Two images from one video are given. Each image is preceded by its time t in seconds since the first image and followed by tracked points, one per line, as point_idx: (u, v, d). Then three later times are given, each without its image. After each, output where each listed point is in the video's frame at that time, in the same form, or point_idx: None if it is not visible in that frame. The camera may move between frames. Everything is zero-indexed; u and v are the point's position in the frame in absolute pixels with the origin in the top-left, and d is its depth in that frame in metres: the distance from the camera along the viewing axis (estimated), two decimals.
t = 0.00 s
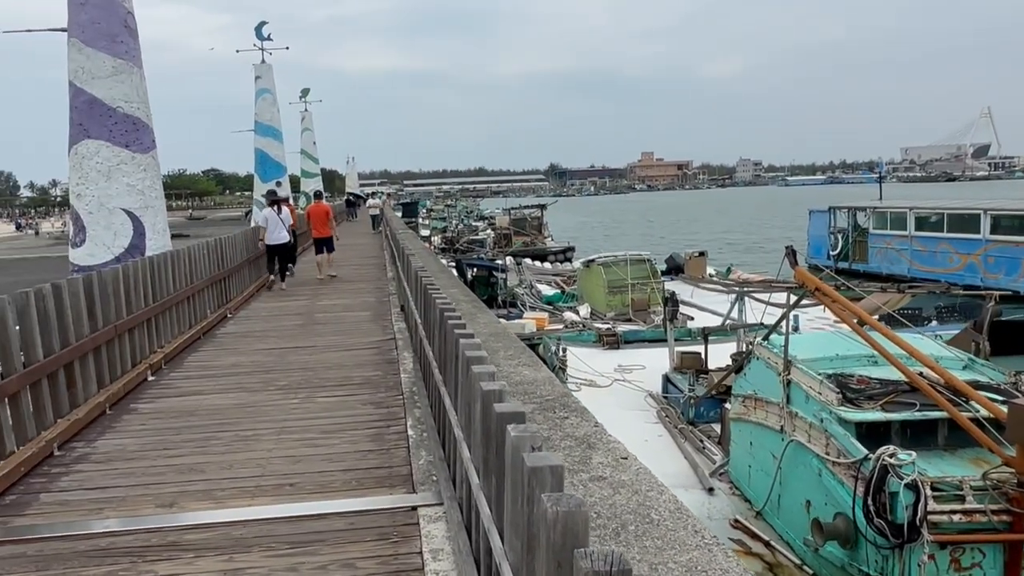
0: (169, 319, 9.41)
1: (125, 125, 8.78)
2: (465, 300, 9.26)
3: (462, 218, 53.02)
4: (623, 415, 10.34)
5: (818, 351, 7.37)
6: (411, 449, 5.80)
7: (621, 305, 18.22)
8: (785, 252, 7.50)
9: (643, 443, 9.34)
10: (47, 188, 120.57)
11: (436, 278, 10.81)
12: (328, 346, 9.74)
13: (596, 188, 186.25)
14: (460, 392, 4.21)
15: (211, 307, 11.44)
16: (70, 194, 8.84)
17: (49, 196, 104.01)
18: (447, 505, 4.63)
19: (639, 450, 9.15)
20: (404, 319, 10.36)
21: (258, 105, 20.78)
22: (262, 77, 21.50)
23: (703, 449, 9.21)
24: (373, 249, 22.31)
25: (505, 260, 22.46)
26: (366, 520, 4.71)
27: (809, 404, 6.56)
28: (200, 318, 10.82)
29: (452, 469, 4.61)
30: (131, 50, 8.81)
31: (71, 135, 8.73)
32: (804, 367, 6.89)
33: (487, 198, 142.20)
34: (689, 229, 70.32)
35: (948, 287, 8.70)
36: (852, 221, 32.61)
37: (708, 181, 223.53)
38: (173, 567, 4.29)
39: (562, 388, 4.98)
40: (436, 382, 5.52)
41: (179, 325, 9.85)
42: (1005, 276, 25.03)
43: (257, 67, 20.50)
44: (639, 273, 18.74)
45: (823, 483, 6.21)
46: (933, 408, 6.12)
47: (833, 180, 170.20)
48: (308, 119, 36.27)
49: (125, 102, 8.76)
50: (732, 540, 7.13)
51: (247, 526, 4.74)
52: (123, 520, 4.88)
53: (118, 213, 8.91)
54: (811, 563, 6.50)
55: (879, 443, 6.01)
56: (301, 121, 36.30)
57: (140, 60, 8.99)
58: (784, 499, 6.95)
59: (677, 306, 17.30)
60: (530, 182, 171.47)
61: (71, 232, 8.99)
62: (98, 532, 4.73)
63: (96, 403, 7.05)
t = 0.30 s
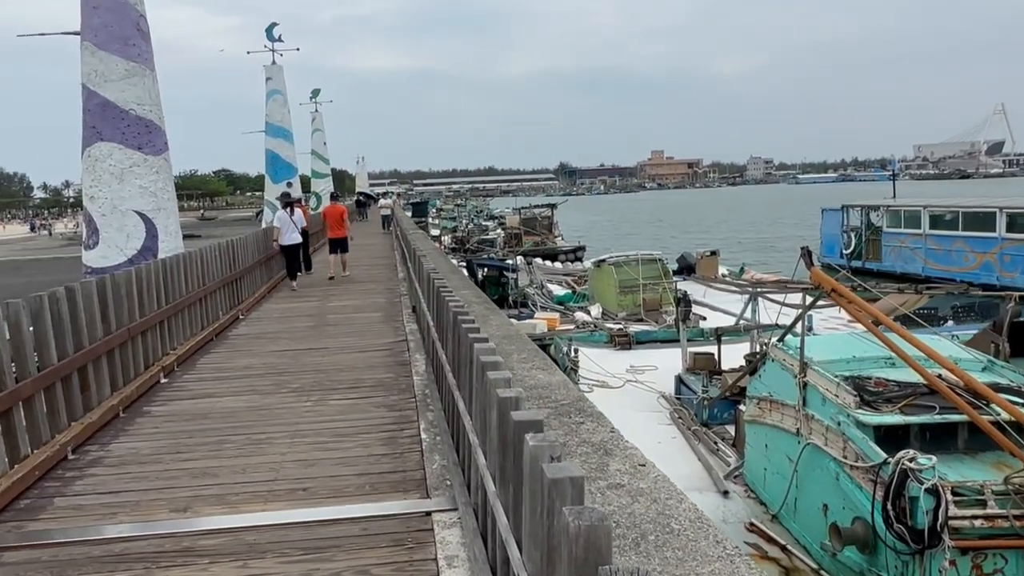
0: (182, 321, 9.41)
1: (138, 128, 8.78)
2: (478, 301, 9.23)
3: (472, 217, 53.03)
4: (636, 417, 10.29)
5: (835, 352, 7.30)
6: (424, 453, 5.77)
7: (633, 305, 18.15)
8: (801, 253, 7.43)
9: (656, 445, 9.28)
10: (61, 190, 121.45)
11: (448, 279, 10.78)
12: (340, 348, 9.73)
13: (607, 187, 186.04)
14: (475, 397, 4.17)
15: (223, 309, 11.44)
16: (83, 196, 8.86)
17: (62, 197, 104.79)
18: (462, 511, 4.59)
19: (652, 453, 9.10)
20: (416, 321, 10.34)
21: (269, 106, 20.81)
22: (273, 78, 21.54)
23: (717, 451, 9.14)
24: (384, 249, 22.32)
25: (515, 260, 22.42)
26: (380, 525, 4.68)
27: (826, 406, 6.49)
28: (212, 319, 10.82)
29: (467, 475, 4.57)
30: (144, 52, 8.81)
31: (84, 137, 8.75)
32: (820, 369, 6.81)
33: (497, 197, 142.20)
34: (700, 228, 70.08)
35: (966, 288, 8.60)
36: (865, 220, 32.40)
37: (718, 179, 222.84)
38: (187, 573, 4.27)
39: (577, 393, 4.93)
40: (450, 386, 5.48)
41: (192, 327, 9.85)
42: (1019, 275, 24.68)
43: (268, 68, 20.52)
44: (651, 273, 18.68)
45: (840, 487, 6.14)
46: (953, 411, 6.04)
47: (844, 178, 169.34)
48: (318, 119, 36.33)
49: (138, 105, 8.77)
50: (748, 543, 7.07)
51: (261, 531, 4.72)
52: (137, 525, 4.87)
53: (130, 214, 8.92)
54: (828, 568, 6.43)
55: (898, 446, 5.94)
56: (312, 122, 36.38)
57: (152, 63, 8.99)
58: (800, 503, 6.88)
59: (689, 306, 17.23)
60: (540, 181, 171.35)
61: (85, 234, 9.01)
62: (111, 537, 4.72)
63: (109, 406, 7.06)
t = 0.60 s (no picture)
0: (192, 325, 9.40)
1: (148, 131, 8.77)
2: (488, 305, 9.18)
3: (479, 218, 53.01)
4: (647, 419, 10.23)
5: (849, 355, 7.23)
6: (436, 459, 5.73)
7: (642, 306, 18.09)
8: (814, 256, 7.36)
9: (667, 448, 9.22)
10: (70, 191, 122.13)
11: (457, 282, 10.74)
12: (349, 351, 9.70)
13: (614, 186, 185.79)
14: (488, 406, 4.12)
15: (232, 312, 11.43)
16: (94, 200, 8.86)
17: (73, 199, 105.35)
18: (475, 519, 4.55)
19: (663, 456, 9.03)
20: (426, 324, 10.30)
21: (277, 108, 20.80)
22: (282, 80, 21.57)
23: (729, 454, 9.07)
24: (392, 250, 22.30)
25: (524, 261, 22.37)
26: (392, 534, 4.64)
27: (840, 410, 6.43)
28: (222, 322, 10.81)
29: (481, 482, 4.53)
30: (153, 56, 8.80)
31: (95, 141, 8.75)
32: (835, 373, 6.75)
33: (504, 197, 142.26)
34: (708, 229, 69.89)
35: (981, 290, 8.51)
36: (876, 219, 32.23)
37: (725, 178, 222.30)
38: None
39: (591, 399, 4.88)
40: (461, 392, 5.43)
41: (202, 331, 9.84)
42: None
43: (277, 70, 20.53)
44: (660, 273, 18.61)
45: (856, 492, 6.08)
46: (970, 415, 5.96)
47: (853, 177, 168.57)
48: (326, 121, 36.37)
49: (148, 109, 8.76)
50: (761, 548, 7.02)
51: (273, 539, 4.69)
52: (148, 533, 4.85)
53: (140, 218, 8.91)
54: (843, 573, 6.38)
55: (913, 451, 5.87)
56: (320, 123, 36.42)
57: (162, 67, 8.98)
58: (814, 507, 6.83)
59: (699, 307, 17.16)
60: (547, 181, 171.28)
61: (95, 237, 9.02)
62: (122, 546, 4.69)
63: (120, 411, 7.05)
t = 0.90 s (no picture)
0: (199, 329, 9.38)
1: (155, 135, 8.76)
2: (496, 310, 9.14)
3: (485, 221, 53.02)
4: (655, 425, 10.17)
5: (860, 362, 7.17)
6: (444, 467, 5.70)
7: (649, 309, 18.03)
8: (825, 262, 7.29)
9: (675, 454, 9.16)
10: (79, 193, 122.75)
11: (465, 286, 10.71)
12: (356, 356, 9.68)
13: (620, 188, 185.62)
14: (499, 415, 4.07)
15: (239, 315, 11.41)
16: (102, 203, 8.86)
17: (81, 200, 105.81)
18: (485, 529, 4.51)
19: (672, 462, 8.97)
20: (433, 328, 10.28)
21: (284, 111, 20.82)
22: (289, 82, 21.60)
23: (738, 461, 9.01)
24: (398, 253, 22.31)
25: (530, 265, 22.33)
26: (401, 543, 4.60)
27: (852, 418, 6.37)
28: (229, 326, 10.80)
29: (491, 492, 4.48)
30: (162, 60, 8.80)
31: (103, 144, 8.75)
32: (846, 380, 6.69)
33: (510, 199, 142.32)
34: (715, 232, 69.71)
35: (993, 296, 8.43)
36: (884, 223, 32.07)
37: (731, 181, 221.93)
38: None
39: (601, 408, 4.84)
40: (471, 399, 5.39)
41: (208, 335, 9.82)
42: None
43: (284, 73, 20.55)
44: (668, 277, 18.56)
45: (868, 501, 6.02)
46: (985, 424, 5.90)
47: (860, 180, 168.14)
48: (333, 123, 36.43)
49: (156, 112, 8.75)
50: (772, 557, 6.96)
51: (281, 548, 4.65)
52: (155, 541, 4.81)
53: (148, 221, 8.90)
54: None
55: (926, 460, 5.81)
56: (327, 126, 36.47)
57: (170, 70, 8.98)
58: (825, 516, 6.77)
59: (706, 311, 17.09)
60: (553, 183, 171.27)
61: (103, 241, 9.01)
62: (129, 554, 4.67)
63: (127, 416, 7.03)
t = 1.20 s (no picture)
0: (205, 333, 9.38)
1: (163, 139, 8.77)
2: (503, 315, 9.11)
3: (491, 225, 53.05)
4: (662, 431, 10.12)
5: (870, 370, 7.11)
6: (451, 475, 5.67)
7: (655, 314, 17.98)
8: (834, 268, 7.24)
9: (683, 462, 9.10)
10: (87, 196, 123.32)
11: (471, 291, 10.68)
12: (363, 361, 9.65)
13: (627, 192, 185.51)
14: (507, 425, 4.03)
15: (245, 319, 11.40)
16: (109, 207, 8.86)
17: (89, 203, 106.23)
18: (492, 540, 4.47)
19: (679, 470, 8.92)
20: (440, 334, 10.24)
21: (291, 115, 20.84)
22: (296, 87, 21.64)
23: (746, 469, 8.96)
24: (404, 257, 22.30)
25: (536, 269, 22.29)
26: (407, 553, 4.57)
27: (862, 426, 6.31)
28: (235, 331, 10.79)
29: (498, 501, 4.45)
30: (170, 65, 8.82)
31: (111, 149, 8.76)
32: (856, 388, 6.63)
33: (515, 203, 142.39)
34: (721, 237, 69.59)
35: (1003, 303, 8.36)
36: (892, 228, 31.96)
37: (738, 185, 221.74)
38: None
39: (610, 416, 4.80)
40: (478, 406, 5.35)
41: (215, 339, 9.82)
42: None
43: (291, 77, 20.59)
44: (674, 282, 18.51)
45: (879, 511, 5.96)
46: (997, 434, 5.84)
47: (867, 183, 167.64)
48: (340, 127, 36.50)
49: (164, 117, 8.75)
50: (780, 566, 6.91)
51: (286, 557, 4.63)
52: (160, 549, 4.79)
53: (156, 225, 8.89)
54: None
55: (937, 469, 5.75)
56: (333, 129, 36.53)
57: (178, 75, 8.99)
58: (835, 525, 6.73)
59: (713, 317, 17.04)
60: (559, 187, 171.33)
61: (111, 245, 9.01)
62: (134, 562, 4.65)
63: (134, 422, 7.01)
